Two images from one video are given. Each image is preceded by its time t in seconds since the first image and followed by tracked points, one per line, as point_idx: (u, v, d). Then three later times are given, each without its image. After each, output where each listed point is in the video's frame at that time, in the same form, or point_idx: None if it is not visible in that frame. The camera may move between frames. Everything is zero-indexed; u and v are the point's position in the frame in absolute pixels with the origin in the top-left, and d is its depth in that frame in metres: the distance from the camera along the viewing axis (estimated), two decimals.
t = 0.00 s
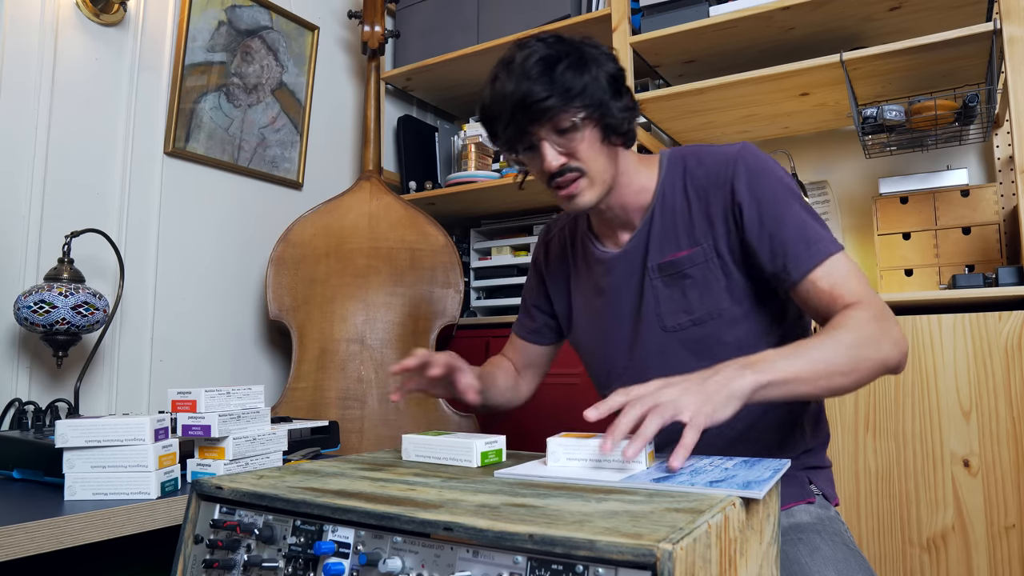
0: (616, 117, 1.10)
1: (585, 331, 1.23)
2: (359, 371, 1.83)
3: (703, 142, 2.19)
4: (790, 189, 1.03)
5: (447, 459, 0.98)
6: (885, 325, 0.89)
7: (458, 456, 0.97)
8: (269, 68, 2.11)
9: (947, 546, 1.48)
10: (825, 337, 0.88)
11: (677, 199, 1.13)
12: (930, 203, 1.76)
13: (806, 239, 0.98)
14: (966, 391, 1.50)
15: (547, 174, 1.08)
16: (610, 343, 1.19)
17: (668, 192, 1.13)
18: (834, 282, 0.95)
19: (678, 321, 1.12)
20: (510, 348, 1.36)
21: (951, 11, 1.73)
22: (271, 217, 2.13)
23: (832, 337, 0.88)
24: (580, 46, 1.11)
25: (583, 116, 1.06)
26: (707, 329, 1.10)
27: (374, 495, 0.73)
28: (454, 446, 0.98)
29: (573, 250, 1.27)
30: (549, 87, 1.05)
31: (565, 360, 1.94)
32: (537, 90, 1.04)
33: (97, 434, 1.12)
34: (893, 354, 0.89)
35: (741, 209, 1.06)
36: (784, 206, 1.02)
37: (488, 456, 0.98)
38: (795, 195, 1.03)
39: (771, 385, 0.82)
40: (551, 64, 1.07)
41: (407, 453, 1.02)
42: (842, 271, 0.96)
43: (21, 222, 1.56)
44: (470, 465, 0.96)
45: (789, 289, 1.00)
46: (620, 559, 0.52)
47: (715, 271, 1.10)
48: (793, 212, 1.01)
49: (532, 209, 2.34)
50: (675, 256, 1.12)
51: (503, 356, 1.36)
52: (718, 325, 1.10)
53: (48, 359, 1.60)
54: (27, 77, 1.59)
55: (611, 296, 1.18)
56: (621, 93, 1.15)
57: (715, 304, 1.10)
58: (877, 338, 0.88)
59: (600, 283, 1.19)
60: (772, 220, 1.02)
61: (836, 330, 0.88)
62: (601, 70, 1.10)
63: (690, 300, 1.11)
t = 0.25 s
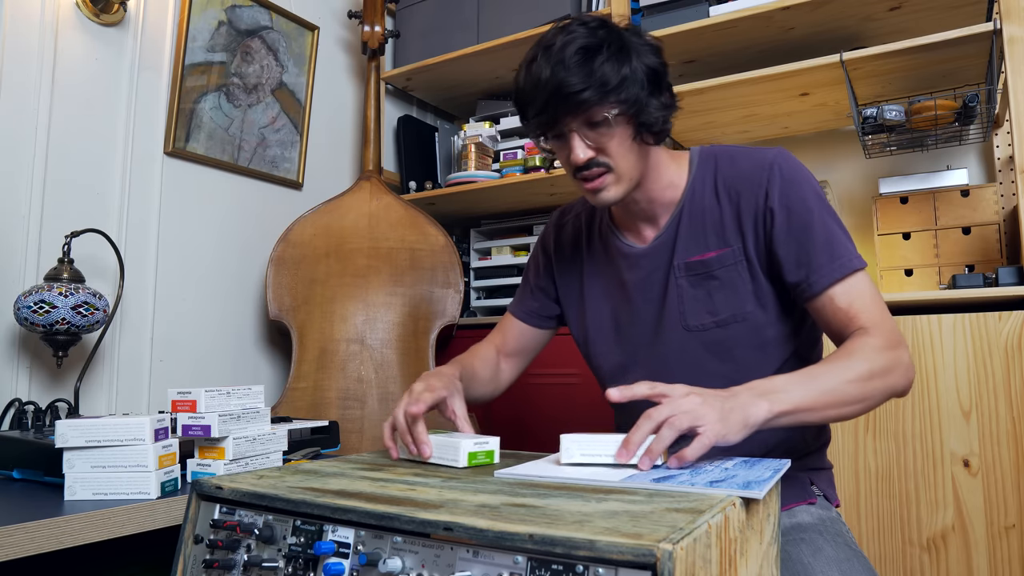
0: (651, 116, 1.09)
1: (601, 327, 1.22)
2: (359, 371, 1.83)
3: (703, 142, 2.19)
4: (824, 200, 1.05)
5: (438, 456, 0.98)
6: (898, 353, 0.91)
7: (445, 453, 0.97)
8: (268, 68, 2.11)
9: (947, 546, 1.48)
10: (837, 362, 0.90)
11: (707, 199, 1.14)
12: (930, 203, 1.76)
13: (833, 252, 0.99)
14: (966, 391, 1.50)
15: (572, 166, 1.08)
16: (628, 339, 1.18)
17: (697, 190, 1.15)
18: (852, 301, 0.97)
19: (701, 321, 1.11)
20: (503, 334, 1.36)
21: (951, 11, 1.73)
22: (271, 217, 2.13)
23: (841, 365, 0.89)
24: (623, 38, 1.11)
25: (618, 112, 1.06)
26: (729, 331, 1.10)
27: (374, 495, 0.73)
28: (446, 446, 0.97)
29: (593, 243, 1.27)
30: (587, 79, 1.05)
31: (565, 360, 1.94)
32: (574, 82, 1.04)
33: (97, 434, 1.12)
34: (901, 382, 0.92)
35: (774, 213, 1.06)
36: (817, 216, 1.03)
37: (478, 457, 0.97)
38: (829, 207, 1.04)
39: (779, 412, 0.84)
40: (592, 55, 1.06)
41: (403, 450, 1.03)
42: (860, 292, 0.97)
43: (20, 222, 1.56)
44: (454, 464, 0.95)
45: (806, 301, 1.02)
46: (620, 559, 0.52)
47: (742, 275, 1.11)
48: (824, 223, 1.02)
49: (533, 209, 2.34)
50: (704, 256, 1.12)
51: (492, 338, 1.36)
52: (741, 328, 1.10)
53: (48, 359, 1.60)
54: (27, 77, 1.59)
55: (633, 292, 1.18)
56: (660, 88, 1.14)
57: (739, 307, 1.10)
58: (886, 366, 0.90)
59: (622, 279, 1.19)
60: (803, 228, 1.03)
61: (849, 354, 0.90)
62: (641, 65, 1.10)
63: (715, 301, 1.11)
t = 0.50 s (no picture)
0: (643, 122, 1.05)
1: (605, 326, 1.23)
2: (359, 371, 1.83)
3: (703, 142, 2.19)
4: (830, 208, 1.04)
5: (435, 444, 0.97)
6: (890, 365, 0.91)
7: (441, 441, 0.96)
8: (268, 68, 2.11)
9: (947, 546, 1.48)
10: (829, 372, 0.90)
11: (713, 200, 1.13)
12: (930, 203, 1.76)
13: (833, 259, 0.99)
14: (966, 391, 1.50)
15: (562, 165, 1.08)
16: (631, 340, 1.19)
17: (705, 191, 1.14)
18: (849, 310, 0.97)
19: (704, 323, 1.11)
20: (511, 334, 1.37)
21: (951, 11, 1.73)
22: (271, 217, 2.13)
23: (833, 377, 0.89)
24: (626, 34, 1.06)
25: (604, 116, 1.03)
26: (731, 334, 1.10)
27: (374, 495, 0.73)
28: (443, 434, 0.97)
29: (599, 240, 1.27)
30: (576, 81, 1.02)
31: (565, 359, 1.94)
32: (563, 83, 1.02)
33: (97, 434, 1.12)
34: (893, 395, 0.91)
35: (779, 218, 1.06)
36: (822, 224, 1.02)
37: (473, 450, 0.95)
38: (835, 215, 1.03)
39: (766, 421, 0.83)
40: (585, 55, 1.03)
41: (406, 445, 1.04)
42: (859, 303, 0.97)
43: (20, 222, 1.56)
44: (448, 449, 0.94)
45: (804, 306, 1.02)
46: (620, 559, 0.52)
47: (746, 279, 1.10)
48: (828, 230, 1.01)
49: (533, 209, 2.34)
50: (708, 258, 1.12)
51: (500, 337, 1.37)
52: (743, 332, 1.09)
53: (48, 359, 1.60)
54: (27, 77, 1.59)
55: (637, 292, 1.18)
56: (663, 90, 1.10)
57: (742, 310, 1.10)
58: (876, 383, 0.89)
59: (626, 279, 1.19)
60: (806, 234, 1.02)
61: (840, 365, 0.90)
62: (642, 66, 1.05)
63: (718, 304, 1.11)
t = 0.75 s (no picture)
0: (610, 126, 1.07)
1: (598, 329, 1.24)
2: (359, 371, 1.83)
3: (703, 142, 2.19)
4: (811, 197, 1.03)
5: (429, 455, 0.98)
6: (892, 344, 0.88)
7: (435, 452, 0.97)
8: (268, 68, 2.11)
9: (946, 546, 1.48)
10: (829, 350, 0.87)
11: (696, 199, 1.14)
12: (930, 203, 1.76)
13: (820, 249, 0.97)
14: (966, 391, 1.50)
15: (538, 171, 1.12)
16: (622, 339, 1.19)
17: (687, 191, 1.14)
18: (843, 294, 0.95)
19: (692, 323, 1.12)
20: (513, 344, 1.36)
21: (951, 11, 1.73)
22: (271, 217, 2.13)
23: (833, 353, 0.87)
24: (592, 40, 1.08)
25: (572, 121, 1.05)
26: (720, 332, 1.10)
27: (374, 495, 0.73)
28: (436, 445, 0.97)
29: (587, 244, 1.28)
30: (543, 88, 1.04)
31: (565, 359, 1.94)
32: (531, 90, 1.04)
33: (97, 434, 1.12)
34: (898, 376, 0.89)
35: (760, 213, 1.05)
36: (804, 213, 1.01)
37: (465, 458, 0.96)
38: (816, 204, 1.03)
39: (768, 393, 0.81)
40: (551, 63, 1.05)
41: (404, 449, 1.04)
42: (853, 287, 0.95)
43: (20, 222, 1.56)
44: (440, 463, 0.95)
45: (795, 297, 1.00)
46: (620, 559, 0.52)
47: (731, 275, 1.10)
48: (812, 219, 1.00)
49: (533, 209, 2.34)
50: (693, 257, 1.12)
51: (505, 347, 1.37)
52: (732, 329, 1.10)
53: (48, 359, 1.60)
54: (27, 77, 1.59)
55: (625, 295, 1.18)
56: (632, 93, 1.11)
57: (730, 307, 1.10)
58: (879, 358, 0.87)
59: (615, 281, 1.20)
60: (789, 227, 1.02)
61: (839, 344, 0.88)
62: (608, 71, 1.08)
63: (705, 302, 1.11)
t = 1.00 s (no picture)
0: (573, 130, 1.08)
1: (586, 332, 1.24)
2: (359, 371, 1.83)
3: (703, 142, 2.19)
4: (783, 188, 1.03)
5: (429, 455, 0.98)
6: (873, 329, 0.90)
7: (435, 452, 0.97)
8: (268, 68, 2.11)
9: (947, 545, 1.48)
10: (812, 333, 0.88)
11: (671, 198, 1.13)
12: (930, 203, 1.76)
13: (794, 241, 0.98)
14: (966, 391, 1.50)
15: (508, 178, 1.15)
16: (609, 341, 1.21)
17: (662, 191, 1.14)
18: (822, 283, 0.95)
19: (674, 322, 1.12)
20: (510, 356, 1.36)
21: (951, 11, 1.73)
22: (271, 218, 2.13)
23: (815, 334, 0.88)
24: (556, 51, 1.10)
25: (537, 129, 1.07)
26: (702, 329, 1.10)
27: (374, 495, 0.73)
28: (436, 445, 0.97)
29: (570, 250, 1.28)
30: (507, 97, 1.06)
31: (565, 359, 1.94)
32: (495, 100, 1.07)
33: (96, 434, 1.12)
34: (879, 359, 0.90)
35: (733, 208, 1.05)
36: (776, 205, 1.01)
37: (464, 458, 0.96)
38: (789, 196, 1.03)
39: (757, 370, 0.83)
40: (513, 72, 1.07)
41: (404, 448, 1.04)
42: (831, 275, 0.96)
43: (20, 222, 1.56)
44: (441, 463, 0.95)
45: (774, 290, 1.01)
46: (620, 560, 0.52)
47: (711, 272, 1.10)
48: (785, 210, 1.00)
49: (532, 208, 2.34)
50: (671, 257, 1.12)
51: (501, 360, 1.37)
52: (714, 326, 1.10)
53: (48, 359, 1.60)
54: (27, 76, 1.59)
55: (609, 297, 1.19)
56: (598, 98, 1.12)
57: (710, 304, 1.10)
58: (861, 341, 0.88)
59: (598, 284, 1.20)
60: (763, 221, 1.02)
61: (823, 329, 0.89)
62: (571, 79, 1.09)
63: (686, 301, 1.11)
